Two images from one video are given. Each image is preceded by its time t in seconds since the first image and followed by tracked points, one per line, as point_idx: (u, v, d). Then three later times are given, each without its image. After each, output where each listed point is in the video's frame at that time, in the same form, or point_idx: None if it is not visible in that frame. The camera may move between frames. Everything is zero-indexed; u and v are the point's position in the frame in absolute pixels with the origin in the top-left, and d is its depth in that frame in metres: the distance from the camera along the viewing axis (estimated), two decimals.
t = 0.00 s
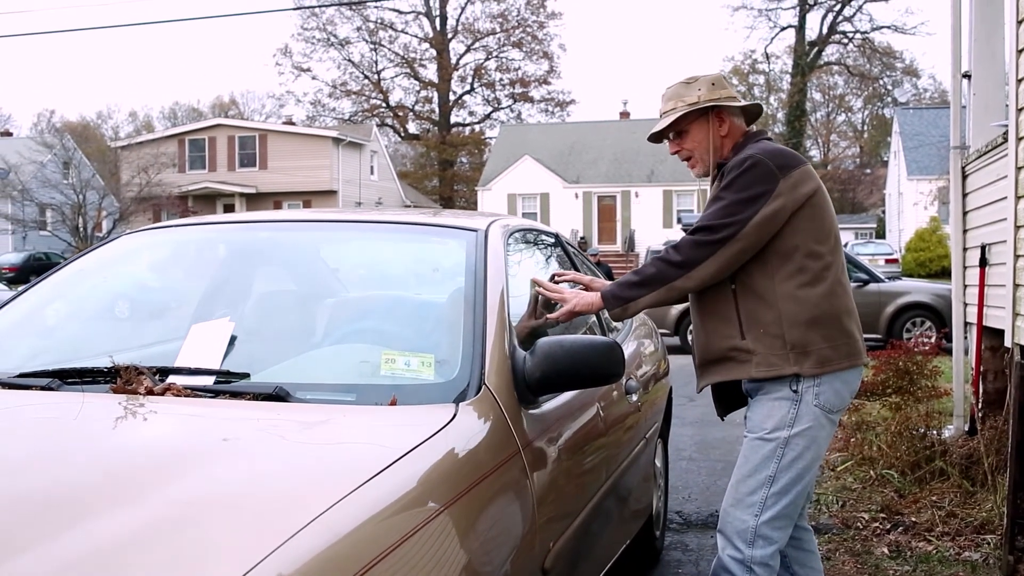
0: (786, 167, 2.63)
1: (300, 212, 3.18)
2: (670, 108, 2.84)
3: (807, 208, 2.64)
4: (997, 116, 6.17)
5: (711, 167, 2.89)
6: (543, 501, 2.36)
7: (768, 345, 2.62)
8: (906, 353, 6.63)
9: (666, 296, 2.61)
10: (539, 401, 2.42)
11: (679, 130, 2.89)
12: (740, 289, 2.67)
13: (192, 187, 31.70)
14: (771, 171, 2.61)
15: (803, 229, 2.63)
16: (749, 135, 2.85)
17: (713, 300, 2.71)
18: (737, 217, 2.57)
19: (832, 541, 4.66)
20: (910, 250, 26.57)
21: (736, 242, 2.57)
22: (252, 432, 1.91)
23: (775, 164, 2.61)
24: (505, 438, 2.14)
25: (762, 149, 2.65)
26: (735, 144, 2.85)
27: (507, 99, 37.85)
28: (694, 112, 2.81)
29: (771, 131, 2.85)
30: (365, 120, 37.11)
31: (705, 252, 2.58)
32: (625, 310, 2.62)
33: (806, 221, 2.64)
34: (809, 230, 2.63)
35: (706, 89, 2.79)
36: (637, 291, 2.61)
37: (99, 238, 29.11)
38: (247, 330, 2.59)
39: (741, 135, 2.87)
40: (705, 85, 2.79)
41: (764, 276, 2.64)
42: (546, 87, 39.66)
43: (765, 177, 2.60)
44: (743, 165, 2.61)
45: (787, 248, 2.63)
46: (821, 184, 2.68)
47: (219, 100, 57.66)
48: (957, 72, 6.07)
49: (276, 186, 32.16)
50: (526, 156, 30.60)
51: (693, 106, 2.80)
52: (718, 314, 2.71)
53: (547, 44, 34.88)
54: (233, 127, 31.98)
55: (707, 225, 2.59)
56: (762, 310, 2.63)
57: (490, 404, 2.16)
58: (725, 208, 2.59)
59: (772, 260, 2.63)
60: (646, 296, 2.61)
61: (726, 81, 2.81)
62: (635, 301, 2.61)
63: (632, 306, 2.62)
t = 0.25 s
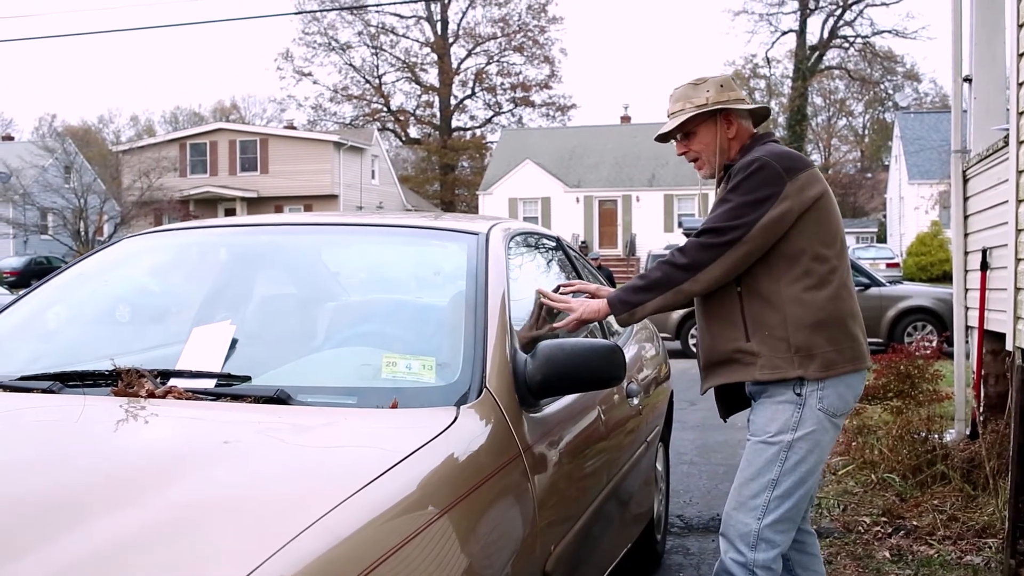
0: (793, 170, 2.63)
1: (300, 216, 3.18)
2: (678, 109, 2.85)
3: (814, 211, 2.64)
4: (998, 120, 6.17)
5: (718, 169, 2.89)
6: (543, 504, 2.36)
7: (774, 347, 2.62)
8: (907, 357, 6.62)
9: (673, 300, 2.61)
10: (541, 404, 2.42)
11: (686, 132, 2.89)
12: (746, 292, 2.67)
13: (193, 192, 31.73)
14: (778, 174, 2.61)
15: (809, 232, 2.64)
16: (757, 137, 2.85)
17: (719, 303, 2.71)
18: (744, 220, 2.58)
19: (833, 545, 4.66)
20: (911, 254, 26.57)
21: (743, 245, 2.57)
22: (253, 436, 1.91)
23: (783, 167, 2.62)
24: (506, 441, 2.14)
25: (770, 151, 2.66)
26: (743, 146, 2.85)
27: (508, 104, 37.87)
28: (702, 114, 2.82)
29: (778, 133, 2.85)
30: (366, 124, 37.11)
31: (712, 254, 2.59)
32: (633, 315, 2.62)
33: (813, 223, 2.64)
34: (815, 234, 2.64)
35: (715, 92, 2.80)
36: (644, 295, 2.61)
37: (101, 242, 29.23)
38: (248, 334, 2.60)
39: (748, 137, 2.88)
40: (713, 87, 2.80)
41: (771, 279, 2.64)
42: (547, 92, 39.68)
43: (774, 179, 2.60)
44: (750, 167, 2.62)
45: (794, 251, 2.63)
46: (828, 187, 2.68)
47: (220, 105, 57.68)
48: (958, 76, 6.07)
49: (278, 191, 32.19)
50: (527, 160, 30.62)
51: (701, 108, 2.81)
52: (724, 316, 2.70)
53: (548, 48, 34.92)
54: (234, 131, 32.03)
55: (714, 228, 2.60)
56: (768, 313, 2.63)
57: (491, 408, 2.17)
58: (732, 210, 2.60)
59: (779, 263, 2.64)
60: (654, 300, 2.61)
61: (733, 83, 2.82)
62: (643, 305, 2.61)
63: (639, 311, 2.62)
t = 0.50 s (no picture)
0: (802, 174, 2.63)
1: (302, 220, 3.19)
2: (685, 113, 2.85)
3: (823, 214, 2.64)
4: (998, 125, 6.18)
5: (725, 172, 2.90)
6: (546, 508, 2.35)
7: (784, 351, 2.62)
8: (908, 362, 6.62)
9: (685, 307, 2.61)
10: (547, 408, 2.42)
11: (691, 136, 2.90)
12: (755, 296, 2.68)
13: (194, 196, 31.72)
14: (787, 178, 2.61)
15: (819, 235, 2.64)
16: (762, 139, 2.85)
17: (729, 307, 2.72)
18: (754, 224, 2.58)
19: (835, 550, 4.65)
20: (913, 259, 26.55)
21: (755, 250, 2.58)
22: (253, 439, 1.91)
23: (791, 170, 2.62)
24: (509, 444, 2.14)
25: (778, 155, 2.66)
26: (750, 148, 2.85)
27: (509, 109, 37.87)
28: (707, 118, 2.83)
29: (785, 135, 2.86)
30: (367, 129, 37.08)
31: (723, 259, 2.59)
32: (645, 325, 2.62)
33: (822, 227, 2.64)
34: (825, 237, 2.64)
35: (720, 96, 2.80)
36: (656, 302, 2.61)
37: (102, 246, 29.20)
38: (251, 338, 2.60)
39: (755, 140, 2.88)
40: (719, 91, 2.81)
41: (781, 283, 2.64)
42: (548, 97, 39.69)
43: (783, 183, 2.61)
44: (759, 171, 2.62)
45: (804, 254, 2.63)
46: (836, 190, 2.69)
47: (222, 109, 57.70)
48: (958, 82, 6.07)
49: (279, 196, 32.19)
50: (528, 165, 30.63)
51: (706, 112, 2.82)
52: (734, 319, 2.70)
53: (549, 53, 34.95)
54: (235, 136, 32.04)
55: (724, 232, 2.60)
56: (778, 317, 2.63)
57: (495, 411, 2.17)
58: (741, 215, 2.60)
59: (789, 267, 2.64)
60: (666, 308, 2.61)
61: (739, 86, 2.82)
62: (654, 314, 2.61)
63: (652, 320, 2.62)
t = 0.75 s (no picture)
0: (805, 177, 2.64)
1: (302, 223, 3.19)
2: (686, 114, 2.86)
3: (826, 217, 2.65)
4: (998, 128, 6.18)
5: (726, 174, 2.90)
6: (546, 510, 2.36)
7: (787, 354, 2.62)
8: (908, 365, 6.61)
9: (691, 315, 2.60)
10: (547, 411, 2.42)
11: (693, 137, 2.91)
12: (759, 300, 2.68)
13: (195, 200, 31.69)
14: (791, 180, 2.62)
15: (822, 237, 2.64)
16: (765, 141, 2.86)
17: (734, 312, 2.72)
18: (758, 228, 2.58)
19: (835, 553, 4.65)
20: (914, 262, 26.53)
21: (760, 254, 2.58)
22: (253, 441, 1.91)
23: (795, 173, 2.63)
24: (509, 446, 2.14)
25: (781, 158, 2.67)
26: (752, 150, 2.85)
27: (510, 112, 37.86)
28: (707, 119, 2.83)
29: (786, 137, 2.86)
30: (368, 132, 37.04)
31: (728, 265, 2.59)
32: (653, 334, 2.61)
33: (826, 229, 2.65)
34: (829, 240, 2.64)
35: (720, 97, 2.81)
36: (663, 310, 2.61)
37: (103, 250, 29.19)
38: (251, 341, 2.61)
39: (757, 141, 2.88)
40: (719, 93, 2.81)
41: (784, 287, 2.64)
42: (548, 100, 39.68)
43: (786, 186, 2.61)
44: (762, 175, 2.63)
45: (807, 258, 2.63)
46: (838, 193, 2.70)
47: (223, 112, 57.69)
48: (959, 84, 6.08)
49: (280, 199, 32.18)
50: (529, 168, 30.63)
51: (706, 113, 2.82)
52: (738, 324, 2.71)
53: (550, 57, 34.96)
54: (236, 139, 32.02)
55: (728, 237, 2.60)
56: (781, 320, 2.63)
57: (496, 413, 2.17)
58: (745, 218, 2.60)
59: (792, 270, 2.64)
60: (672, 316, 2.60)
61: (741, 87, 2.82)
62: (661, 322, 2.60)
63: (659, 328, 2.61)
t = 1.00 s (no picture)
0: (804, 177, 2.64)
1: (302, 225, 3.19)
2: (684, 112, 2.86)
3: (825, 217, 2.65)
4: (999, 130, 6.18)
5: (724, 172, 2.91)
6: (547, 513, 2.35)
7: (786, 360, 2.63)
8: (909, 368, 6.61)
9: (692, 322, 2.61)
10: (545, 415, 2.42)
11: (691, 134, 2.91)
12: (757, 306, 2.69)
13: (195, 203, 31.72)
14: (789, 180, 2.62)
15: (820, 238, 2.64)
16: (764, 138, 2.86)
17: (733, 317, 2.72)
18: (756, 230, 2.58)
19: (837, 556, 4.65)
20: (914, 264, 26.53)
21: (758, 259, 2.58)
22: (255, 443, 1.92)
23: (793, 173, 2.63)
24: (508, 451, 2.14)
25: (779, 157, 2.67)
26: (750, 148, 2.85)
27: (510, 115, 37.86)
28: (704, 117, 2.83)
29: (785, 133, 2.86)
30: (368, 135, 37.03)
31: (726, 269, 2.59)
32: (656, 345, 2.62)
33: (824, 231, 2.65)
34: (827, 242, 2.64)
35: (716, 94, 2.81)
36: (663, 318, 2.61)
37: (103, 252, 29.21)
38: (251, 343, 2.61)
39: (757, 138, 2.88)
40: (715, 89, 2.81)
41: (782, 291, 2.64)
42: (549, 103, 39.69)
43: (784, 185, 2.61)
44: (760, 175, 2.63)
45: (806, 259, 2.63)
46: (837, 192, 2.69)
47: (223, 115, 57.68)
48: (959, 86, 6.08)
49: (281, 202, 32.22)
50: (529, 171, 30.64)
51: (702, 110, 2.82)
52: (737, 329, 2.72)
53: (550, 59, 34.97)
54: (237, 142, 32.06)
55: (727, 241, 2.60)
56: (779, 324, 2.64)
57: (495, 417, 2.17)
58: (744, 220, 2.60)
59: (790, 272, 2.64)
60: (673, 324, 2.61)
61: (738, 83, 2.82)
62: (663, 331, 2.61)
63: (661, 337, 2.62)
